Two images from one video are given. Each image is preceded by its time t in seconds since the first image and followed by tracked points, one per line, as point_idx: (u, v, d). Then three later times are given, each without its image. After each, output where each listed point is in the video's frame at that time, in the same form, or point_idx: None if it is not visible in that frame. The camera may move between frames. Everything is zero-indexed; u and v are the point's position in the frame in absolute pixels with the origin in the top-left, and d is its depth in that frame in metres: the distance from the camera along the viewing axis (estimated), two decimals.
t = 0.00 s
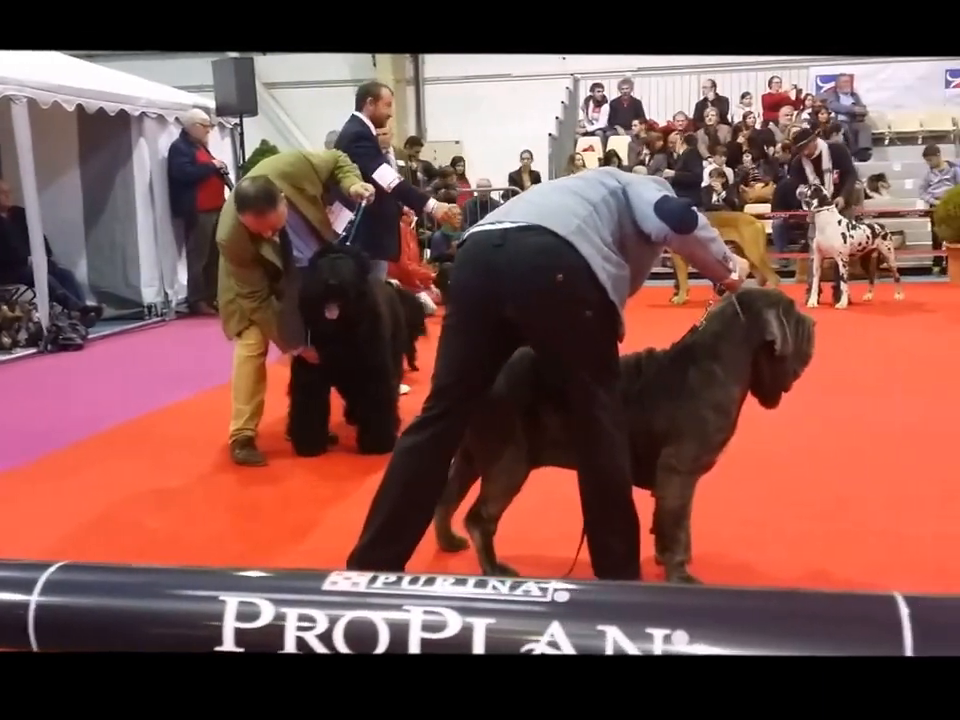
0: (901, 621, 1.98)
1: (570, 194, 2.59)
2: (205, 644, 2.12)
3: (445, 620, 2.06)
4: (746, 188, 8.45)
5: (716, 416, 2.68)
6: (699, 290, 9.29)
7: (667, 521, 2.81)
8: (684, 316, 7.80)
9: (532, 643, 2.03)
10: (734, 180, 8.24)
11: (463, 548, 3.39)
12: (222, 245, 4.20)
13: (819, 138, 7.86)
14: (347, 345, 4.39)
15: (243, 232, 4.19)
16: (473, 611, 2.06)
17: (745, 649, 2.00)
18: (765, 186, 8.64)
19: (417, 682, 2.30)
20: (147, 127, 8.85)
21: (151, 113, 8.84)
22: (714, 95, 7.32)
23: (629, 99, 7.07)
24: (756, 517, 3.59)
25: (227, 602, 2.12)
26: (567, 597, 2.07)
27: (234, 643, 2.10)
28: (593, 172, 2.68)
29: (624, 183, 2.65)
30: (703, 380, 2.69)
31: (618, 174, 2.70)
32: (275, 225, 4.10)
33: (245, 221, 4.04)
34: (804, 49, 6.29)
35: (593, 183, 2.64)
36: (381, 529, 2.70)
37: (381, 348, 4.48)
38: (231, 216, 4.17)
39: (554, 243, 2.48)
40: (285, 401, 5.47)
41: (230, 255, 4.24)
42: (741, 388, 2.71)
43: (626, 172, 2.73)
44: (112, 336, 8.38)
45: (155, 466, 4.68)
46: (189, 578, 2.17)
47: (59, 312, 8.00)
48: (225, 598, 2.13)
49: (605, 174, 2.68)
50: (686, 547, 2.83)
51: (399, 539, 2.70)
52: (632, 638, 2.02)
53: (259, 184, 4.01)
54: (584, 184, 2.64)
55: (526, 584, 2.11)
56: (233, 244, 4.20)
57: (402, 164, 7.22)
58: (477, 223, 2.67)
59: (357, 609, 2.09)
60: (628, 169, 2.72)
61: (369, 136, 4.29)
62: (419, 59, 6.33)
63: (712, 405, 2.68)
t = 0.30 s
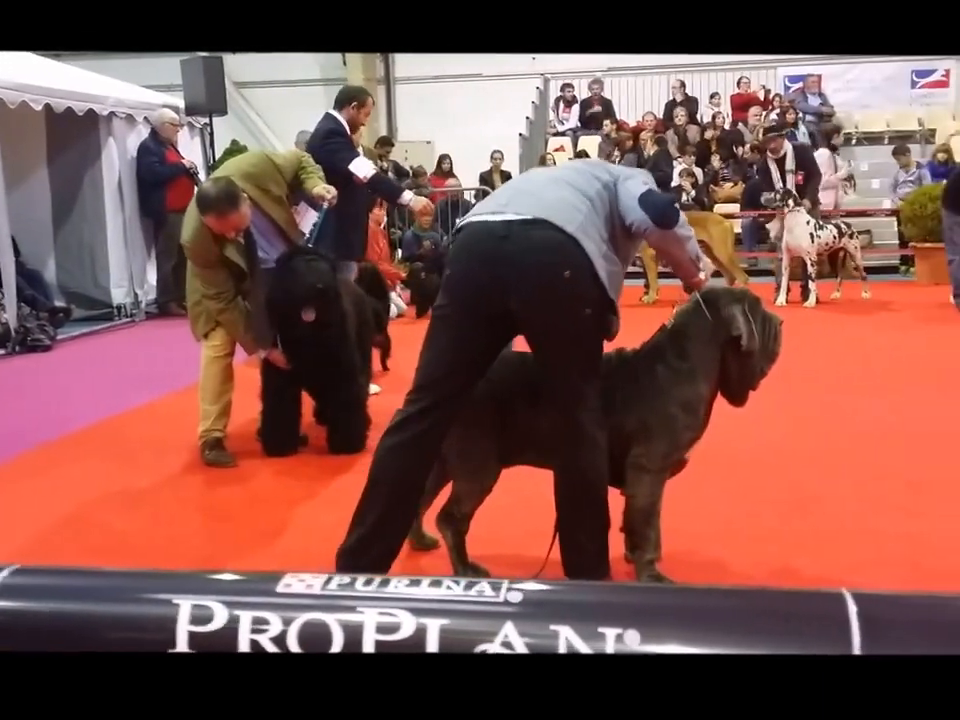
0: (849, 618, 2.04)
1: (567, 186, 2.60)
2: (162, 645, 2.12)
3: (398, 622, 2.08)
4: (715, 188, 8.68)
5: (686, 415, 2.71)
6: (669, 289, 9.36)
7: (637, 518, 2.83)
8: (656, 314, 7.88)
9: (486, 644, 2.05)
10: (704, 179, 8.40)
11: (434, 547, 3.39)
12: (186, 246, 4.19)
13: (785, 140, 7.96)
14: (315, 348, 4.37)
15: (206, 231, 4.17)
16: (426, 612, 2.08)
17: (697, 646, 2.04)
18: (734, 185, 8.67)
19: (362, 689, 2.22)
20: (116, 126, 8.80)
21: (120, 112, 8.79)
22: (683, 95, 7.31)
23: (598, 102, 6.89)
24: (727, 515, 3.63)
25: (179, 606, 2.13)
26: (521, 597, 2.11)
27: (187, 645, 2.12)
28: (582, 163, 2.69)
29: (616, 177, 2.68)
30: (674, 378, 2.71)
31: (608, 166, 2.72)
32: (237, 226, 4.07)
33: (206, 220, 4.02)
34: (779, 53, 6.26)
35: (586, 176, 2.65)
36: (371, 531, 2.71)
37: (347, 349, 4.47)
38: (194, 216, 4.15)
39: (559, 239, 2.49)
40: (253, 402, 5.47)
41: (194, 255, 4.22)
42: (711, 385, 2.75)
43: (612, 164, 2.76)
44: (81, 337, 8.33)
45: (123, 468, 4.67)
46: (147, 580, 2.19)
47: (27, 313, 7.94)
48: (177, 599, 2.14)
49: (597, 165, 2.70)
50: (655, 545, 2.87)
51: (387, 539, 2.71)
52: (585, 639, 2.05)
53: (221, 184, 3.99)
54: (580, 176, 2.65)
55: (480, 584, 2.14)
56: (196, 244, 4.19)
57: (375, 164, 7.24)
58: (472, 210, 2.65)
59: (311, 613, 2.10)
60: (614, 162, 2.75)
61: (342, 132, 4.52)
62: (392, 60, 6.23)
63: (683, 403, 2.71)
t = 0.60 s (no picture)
0: (796, 613, 2.14)
1: (551, 181, 2.60)
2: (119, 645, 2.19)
3: (351, 622, 2.14)
4: (682, 188, 8.39)
5: (654, 414, 2.73)
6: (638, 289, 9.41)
7: (605, 517, 2.84)
8: (626, 313, 7.90)
9: (439, 643, 2.13)
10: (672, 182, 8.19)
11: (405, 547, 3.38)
12: (143, 224, 4.15)
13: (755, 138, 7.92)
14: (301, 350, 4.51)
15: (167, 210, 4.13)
16: (379, 612, 2.15)
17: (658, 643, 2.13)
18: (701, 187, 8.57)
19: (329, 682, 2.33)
20: (82, 126, 8.73)
21: (86, 112, 8.72)
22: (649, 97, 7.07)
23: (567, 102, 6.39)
24: (695, 514, 3.65)
25: (132, 608, 2.20)
26: (474, 596, 2.19)
27: (142, 646, 2.19)
28: (565, 147, 2.67)
29: (599, 165, 2.68)
30: (643, 377, 2.73)
31: (590, 150, 2.70)
32: (203, 206, 4.09)
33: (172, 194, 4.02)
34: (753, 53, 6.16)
35: (570, 166, 2.65)
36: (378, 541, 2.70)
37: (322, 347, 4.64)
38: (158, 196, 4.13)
39: (547, 247, 2.52)
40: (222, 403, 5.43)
41: (151, 236, 4.17)
42: (677, 384, 2.77)
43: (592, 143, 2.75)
44: (48, 338, 8.27)
45: (89, 468, 4.67)
46: (104, 583, 2.25)
47: None
48: (132, 601, 2.21)
49: (579, 149, 2.69)
50: (623, 543, 2.88)
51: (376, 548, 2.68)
52: (538, 638, 2.14)
53: (189, 160, 4.04)
54: (564, 168, 2.65)
55: (432, 583, 2.22)
56: (154, 225, 4.15)
57: (342, 164, 7.13)
58: (456, 202, 2.63)
59: (267, 614, 2.16)
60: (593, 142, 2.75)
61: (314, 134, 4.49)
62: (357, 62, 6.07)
63: (650, 402, 2.73)
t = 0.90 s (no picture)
0: (735, 610, 2.17)
1: (512, 190, 2.55)
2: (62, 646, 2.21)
3: (294, 623, 2.18)
4: (649, 189, 8.46)
5: (616, 414, 2.74)
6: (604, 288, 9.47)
7: (566, 516, 2.84)
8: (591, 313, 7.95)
9: (382, 643, 2.16)
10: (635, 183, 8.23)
11: (366, 548, 3.39)
12: (101, 171, 4.19)
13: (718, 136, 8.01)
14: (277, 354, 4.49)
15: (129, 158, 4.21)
16: (322, 613, 2.18)
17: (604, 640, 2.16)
18: (666, 187, 8.64)
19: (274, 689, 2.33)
20: (45, 127, 8.66)
21: (50, 113, 8.65)
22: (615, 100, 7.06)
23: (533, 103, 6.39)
24: (656, 515, 3.66)
25: (75, 610, 2.22)
26: (417, 596, 2.21)
27: (84, 648, 2.21)
28: (519, 139, 2.60)
29: (554, 160, 2.63)
30: (603, 379, 2.75)
31: (541, 140, 2.63)
32: (165, 152, 4.17)
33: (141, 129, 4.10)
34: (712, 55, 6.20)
35: (527, 165, 2.59)
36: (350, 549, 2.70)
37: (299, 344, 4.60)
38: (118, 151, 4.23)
39: (516, 270, 2.51)
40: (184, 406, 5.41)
41: (109, 181, 4.18)
42: (637, 383, 2.80)
43: (540, 124, 2.66)
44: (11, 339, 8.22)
45: (46, 470, 4.65)
46: (47, 586, 2.27)
47: None
48: (75, 603, 2.23)
49: (531, 139, 2.61)
50: (585, 542, 2.89)
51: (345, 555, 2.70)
52: (480, 637, 2.16)
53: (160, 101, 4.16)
54: (522, 169, 2.59)
55: (377, 583, 2.25)
56: (111, 173, 4.19)
57: (307, 165, 7.12)
58: (414, 216, 2.55)
59: (210, 615, 2.19)
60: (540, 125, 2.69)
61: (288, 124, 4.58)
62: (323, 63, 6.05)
63: (612, 403, 2.74)
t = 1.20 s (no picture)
0: (672, 607, 2.18)
1: (491, 188, 2.54)
2: None
3: (232, 624, 2.19)
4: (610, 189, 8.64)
5: (577, 414, 2.75)
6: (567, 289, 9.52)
7: (526, 516, 2.85)
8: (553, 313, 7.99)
9: (320, 643, 2.17)
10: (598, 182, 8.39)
11: (326, 550, 3.39)
12: (71, 149, 4.09)
13: (679, 140, 7.98)
14: (246, 353, 4.51)
15: (97, 137, 4.16)
16: (259, 614, 2.20)
17: (528, 639, 2.18)
18: (628, 187, 8.74)
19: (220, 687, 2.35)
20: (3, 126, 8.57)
21: (9, 112, 8.57)
22: (581, 102, 7.32)
23: (497, 103, 6.52)
24: (616, 513, 3.69)
25: (10, 613, 2.22)
26: (356, 596, 2.23)
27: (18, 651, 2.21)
28: (485, 130, 2.57)
29: (517, 149, 2.62)
30: (562, 379, 2.75)
31: (502, 130, 2.60)
32: (137, 126, 4.16)
33: (112, 104, 4.08)
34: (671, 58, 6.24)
35: (499, 159, 2.57)
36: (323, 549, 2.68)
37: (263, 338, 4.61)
38: (83, 131, 4.16)
39: (507, 272, 2.54)
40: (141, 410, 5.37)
41: (84, 158, 4.09)
42: (596, 382, 2.81)
43: (494, 112, 2.62)
44: None
45: None
46: None
47: None
48: (10, 605, 2.23)
49: (492, 131, 2.59)
50: (544, 541, 2.90)
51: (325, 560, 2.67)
52: (418, 636, 2.17)
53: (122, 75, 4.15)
54: (494, 162, 2.56)
55: (317, 584, 2.27)
56: (85, 149, 4.10)
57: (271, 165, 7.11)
58: (399, 221, 2.49)
59: (148, 617, 2.20)
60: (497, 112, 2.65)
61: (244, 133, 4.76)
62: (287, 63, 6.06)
63: (572, 403, 2.75)
